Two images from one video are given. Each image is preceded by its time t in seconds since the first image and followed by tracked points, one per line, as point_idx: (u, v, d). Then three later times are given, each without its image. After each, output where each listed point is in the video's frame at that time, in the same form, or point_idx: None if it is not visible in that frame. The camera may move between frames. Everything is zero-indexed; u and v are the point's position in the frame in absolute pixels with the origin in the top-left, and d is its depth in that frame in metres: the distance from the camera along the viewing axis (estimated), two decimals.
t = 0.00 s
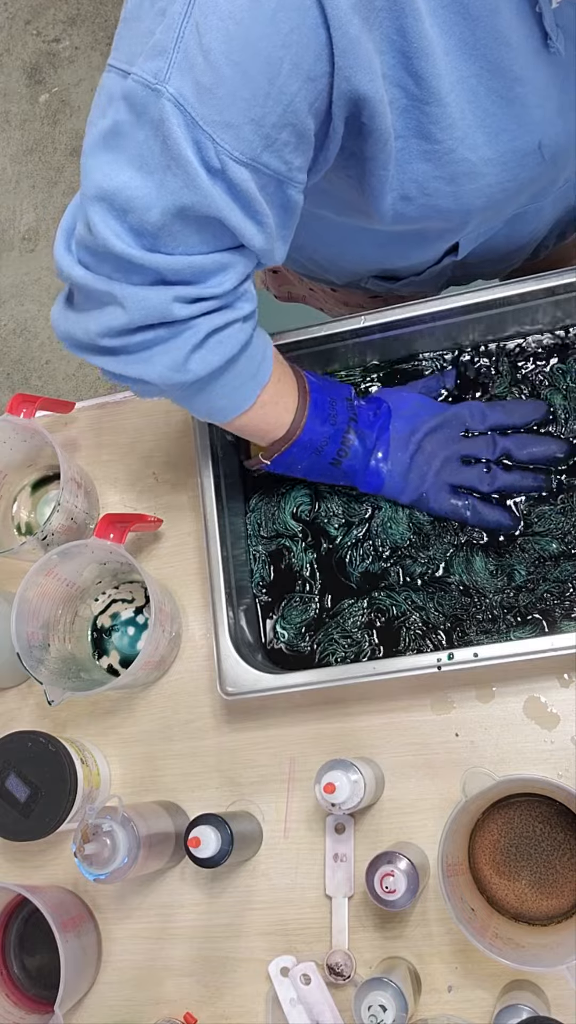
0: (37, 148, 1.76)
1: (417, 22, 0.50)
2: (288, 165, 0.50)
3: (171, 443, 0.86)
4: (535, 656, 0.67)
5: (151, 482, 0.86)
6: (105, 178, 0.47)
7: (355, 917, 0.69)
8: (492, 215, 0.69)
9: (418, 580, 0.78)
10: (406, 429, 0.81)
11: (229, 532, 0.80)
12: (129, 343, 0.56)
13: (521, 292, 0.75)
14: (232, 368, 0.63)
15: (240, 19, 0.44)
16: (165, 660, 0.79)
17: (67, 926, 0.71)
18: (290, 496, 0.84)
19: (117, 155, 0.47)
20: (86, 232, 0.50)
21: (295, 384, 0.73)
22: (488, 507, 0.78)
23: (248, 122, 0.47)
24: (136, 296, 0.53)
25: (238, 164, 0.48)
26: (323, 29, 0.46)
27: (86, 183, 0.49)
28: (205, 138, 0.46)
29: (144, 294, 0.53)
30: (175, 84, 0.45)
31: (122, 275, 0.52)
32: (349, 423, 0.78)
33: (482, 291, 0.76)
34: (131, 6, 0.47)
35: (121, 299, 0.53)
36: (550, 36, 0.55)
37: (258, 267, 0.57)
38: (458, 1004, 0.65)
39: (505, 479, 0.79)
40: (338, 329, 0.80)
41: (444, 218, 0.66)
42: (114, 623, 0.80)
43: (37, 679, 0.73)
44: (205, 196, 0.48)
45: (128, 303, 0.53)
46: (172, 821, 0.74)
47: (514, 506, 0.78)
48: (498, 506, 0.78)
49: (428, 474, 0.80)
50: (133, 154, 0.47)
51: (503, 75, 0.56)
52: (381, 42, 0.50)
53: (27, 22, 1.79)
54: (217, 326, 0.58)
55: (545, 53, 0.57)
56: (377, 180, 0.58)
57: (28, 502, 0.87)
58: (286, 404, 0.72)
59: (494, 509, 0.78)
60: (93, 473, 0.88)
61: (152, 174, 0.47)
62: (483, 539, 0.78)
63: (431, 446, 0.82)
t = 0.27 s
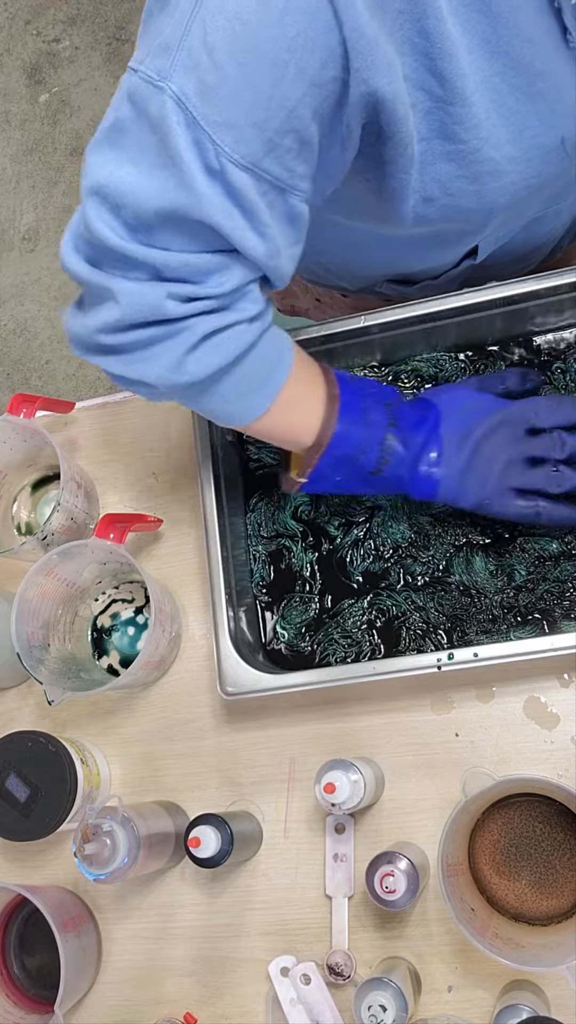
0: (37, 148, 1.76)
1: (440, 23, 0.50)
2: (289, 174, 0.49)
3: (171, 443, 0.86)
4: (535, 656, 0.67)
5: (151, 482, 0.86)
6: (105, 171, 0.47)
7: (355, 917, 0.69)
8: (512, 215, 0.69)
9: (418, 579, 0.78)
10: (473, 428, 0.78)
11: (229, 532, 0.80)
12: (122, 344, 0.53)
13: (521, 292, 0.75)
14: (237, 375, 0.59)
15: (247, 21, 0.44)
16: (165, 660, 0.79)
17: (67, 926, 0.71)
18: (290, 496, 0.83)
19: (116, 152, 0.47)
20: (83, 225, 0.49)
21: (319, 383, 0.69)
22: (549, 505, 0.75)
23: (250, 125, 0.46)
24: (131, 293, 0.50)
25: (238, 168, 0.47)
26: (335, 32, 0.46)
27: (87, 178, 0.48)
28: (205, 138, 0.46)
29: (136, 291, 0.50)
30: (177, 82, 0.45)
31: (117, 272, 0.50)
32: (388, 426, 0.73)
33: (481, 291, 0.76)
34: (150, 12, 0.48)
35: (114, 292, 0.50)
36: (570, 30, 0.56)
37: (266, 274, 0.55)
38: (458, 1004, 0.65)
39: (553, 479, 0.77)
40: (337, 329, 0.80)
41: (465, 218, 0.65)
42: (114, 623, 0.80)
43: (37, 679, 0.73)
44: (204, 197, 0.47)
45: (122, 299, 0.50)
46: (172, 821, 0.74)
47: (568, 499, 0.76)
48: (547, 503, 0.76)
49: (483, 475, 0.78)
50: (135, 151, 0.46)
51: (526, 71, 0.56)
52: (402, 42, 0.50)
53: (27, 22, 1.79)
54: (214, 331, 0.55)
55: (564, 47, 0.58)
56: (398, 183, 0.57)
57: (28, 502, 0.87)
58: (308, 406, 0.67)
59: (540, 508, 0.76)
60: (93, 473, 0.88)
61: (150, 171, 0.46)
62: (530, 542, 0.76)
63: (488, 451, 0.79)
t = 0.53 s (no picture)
0: (37, 148, 1.76)
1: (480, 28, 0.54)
2: (385, 178, 0.53)
3: (171, 443, 0.86)
4: (535, 657, 0.67)
5: (151, 482, 0.86)
6: (211, 215, 0.50)
7: (355, 917, 0.69)
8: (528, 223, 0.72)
9: (418, 579, 0.78)
10: None
11: (229, 532, 0.80)
12: (264, 374, 0.59)
13: (522, 292, 0.75)
14: (377, 375, 0.64)
15: (319, 45, 0.46)
16: (165, 660, 0.79)
17: (67, 926, 0.71)
18: (290, 496, 0.83)
19: (212, 190, 0.50)
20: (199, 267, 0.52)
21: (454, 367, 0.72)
22: None
23: (340, 142, 0.49)
24: (260, 328, 0.55)
25: (337, 185, 0.50)
26: (403, 43, 0.49)
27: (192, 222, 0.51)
28: (299, 164, 0.49)
29: (268, 322, 0.55)
30: (263, 114, 0.47)
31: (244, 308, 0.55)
32: (521, 392, 0.73)
33: (482, 291, 0.75)
34: (202, 37, 0.50)
35: (246, 331, 0.55)
36: None
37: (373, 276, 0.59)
38: (458, 1004, 0.65)
39: None
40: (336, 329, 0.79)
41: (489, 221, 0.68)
42: (114, 623, 0.80)
43: (37, 679, 0.73)
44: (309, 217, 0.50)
45: (254, 335, 0.56)
46: (172, 821, 0.74)
47: None
48: None
49: None
50: (231, 186, 0.49)
51: (554, 78, 0.61)
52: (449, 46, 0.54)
53: (27, 22, 1.79)
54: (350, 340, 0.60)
55: None
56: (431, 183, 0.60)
57: (28, 502, 0.87)
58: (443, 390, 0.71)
59: None
60: (93, 473, 0.88)
61: (253, 207, 0.50)
62: None
63: None
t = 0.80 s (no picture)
0: (37, 148, 1.76)
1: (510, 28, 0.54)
2: (418, 180, 0.53)
3: (172, 443, 0.86)
4: (535, 656, 0.67)
5: (152, 482, 0.86)
6: (243, 224, 0.49)
7: (355, 917, 0.69)
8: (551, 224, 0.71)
9: (419, 579, 0.78)
10: None
11: (229, 532, 0.80)
12: (293, 382, 0.59)
13: (521, 292, 0.75)
14: (402, 378, 0.65)
15: (356, 47, 0.46)
16: (165, 660, 0.79)
17: (67, 926, 0.71)
18: (290, 496, 0.83)
19: (243, 197, 0.49)
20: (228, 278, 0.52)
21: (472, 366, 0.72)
22: None
23: (376, 146, 0.49)
24: (290, 335, 0.55)
25: (371, 187, 0.50)
26: (439, 41, 0.49)
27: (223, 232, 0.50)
28: (334, 168, 0.49)
29: (300, 329, 0.55)
30: (298, 118, 0.47)
31: (274, 316, 0.54)
32: (536, 388, 0.74)
33: (482, 291, 0.75)
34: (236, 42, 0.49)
35: (277, 340, 0.55)
36: None
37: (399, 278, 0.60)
38: (458, 1004, 0.65)
39: None
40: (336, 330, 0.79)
41: (514, 222, 0.67)
42: (114, 623, 0.80)
43: (37, 679, 0.73)
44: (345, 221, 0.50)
45: (284, 343, 0.55)
46: (172, 821, 0.74)
47: None
48: None
49: None
50: (262, 194, 0.49)
51: None
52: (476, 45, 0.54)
53: (27, 22, 1.79)
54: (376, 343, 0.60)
55: None
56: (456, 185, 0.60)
57: (28, 502, 0.87)
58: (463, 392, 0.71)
59: None
60: (93, 473, 0.88)
61: (287, 214, 0.49)
62: None
63: None
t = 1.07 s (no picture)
0: (37, 148, 1.76)
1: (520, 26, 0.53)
2: (413, 178, 0.52)
3: (172, 443, 0.86)
4: (535, 656, 0.67)
5: (151, 482, 0.86)
6: (231, 212, 0.49)
7: (355, 917, 0.69)
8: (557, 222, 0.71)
9: (419, 579, 0.78)
10: None
11: (229, 532, 0.80)
12: (271, 372, 0.59)
13: (521, 292, 0.75)
14: (380, 370, 0.64)
15: (359, 41, 0.46)
16: (165, 660, 0.79)
17: (67, 926, 0.71)
18: (290, 496, 0.83)
19: (235, 186, 0.49)
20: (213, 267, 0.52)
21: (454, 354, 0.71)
22: None
23: (373, 142, 0.49)
24: (273, 326, 0.55)
25: (365, 184, 0.50)
26: (445, 37, 0.48)
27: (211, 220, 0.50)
28: (330, 162, 0.48)
29: (280, 321, 0.55)
30: (296, 112, 0.47)
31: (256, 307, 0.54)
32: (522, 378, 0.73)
33: (481, 291, 0.76)
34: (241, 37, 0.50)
35: (260, 330, 0.55)
36: None
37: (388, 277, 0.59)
38: (458, 1004, 0.65)
39: None
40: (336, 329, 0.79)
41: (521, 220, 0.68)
42: (114, 623, 0.80)
43: (37, 679, 0.73)
44: (335, 218, 0.50)
45: (266, 334, 0.55)
46: (172, 821, 0.74)
47: None
48: None
49: None
50: (254, 185, 0.49)
51: None
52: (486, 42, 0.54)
53: (27, 22, 1.79)
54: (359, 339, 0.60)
55: None
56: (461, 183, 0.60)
57: (28, 502, 0.87)
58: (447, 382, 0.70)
59: None
60: (93, 473, 0.88)
61: (279, 208, 0.49)
62: None
63: None
